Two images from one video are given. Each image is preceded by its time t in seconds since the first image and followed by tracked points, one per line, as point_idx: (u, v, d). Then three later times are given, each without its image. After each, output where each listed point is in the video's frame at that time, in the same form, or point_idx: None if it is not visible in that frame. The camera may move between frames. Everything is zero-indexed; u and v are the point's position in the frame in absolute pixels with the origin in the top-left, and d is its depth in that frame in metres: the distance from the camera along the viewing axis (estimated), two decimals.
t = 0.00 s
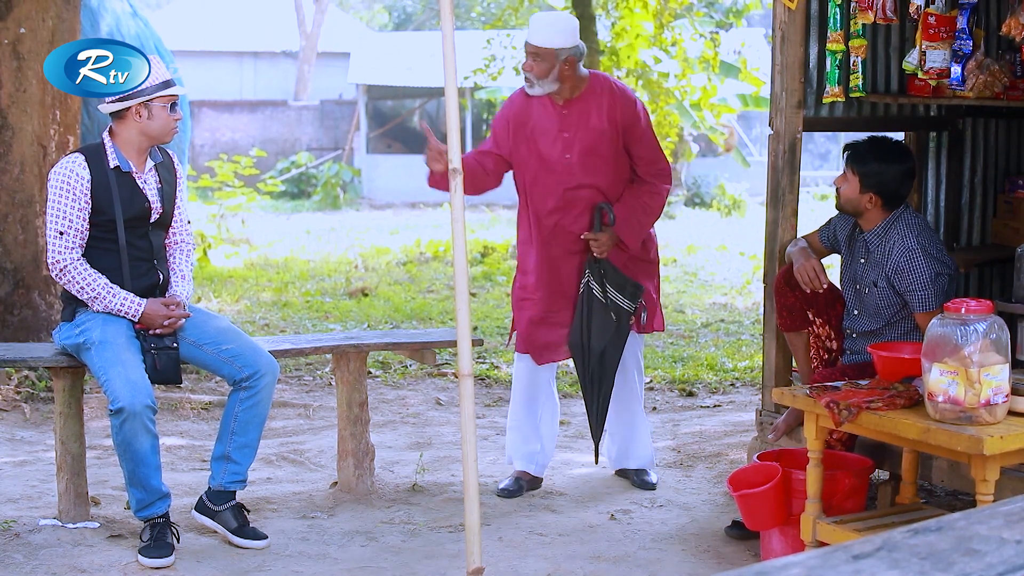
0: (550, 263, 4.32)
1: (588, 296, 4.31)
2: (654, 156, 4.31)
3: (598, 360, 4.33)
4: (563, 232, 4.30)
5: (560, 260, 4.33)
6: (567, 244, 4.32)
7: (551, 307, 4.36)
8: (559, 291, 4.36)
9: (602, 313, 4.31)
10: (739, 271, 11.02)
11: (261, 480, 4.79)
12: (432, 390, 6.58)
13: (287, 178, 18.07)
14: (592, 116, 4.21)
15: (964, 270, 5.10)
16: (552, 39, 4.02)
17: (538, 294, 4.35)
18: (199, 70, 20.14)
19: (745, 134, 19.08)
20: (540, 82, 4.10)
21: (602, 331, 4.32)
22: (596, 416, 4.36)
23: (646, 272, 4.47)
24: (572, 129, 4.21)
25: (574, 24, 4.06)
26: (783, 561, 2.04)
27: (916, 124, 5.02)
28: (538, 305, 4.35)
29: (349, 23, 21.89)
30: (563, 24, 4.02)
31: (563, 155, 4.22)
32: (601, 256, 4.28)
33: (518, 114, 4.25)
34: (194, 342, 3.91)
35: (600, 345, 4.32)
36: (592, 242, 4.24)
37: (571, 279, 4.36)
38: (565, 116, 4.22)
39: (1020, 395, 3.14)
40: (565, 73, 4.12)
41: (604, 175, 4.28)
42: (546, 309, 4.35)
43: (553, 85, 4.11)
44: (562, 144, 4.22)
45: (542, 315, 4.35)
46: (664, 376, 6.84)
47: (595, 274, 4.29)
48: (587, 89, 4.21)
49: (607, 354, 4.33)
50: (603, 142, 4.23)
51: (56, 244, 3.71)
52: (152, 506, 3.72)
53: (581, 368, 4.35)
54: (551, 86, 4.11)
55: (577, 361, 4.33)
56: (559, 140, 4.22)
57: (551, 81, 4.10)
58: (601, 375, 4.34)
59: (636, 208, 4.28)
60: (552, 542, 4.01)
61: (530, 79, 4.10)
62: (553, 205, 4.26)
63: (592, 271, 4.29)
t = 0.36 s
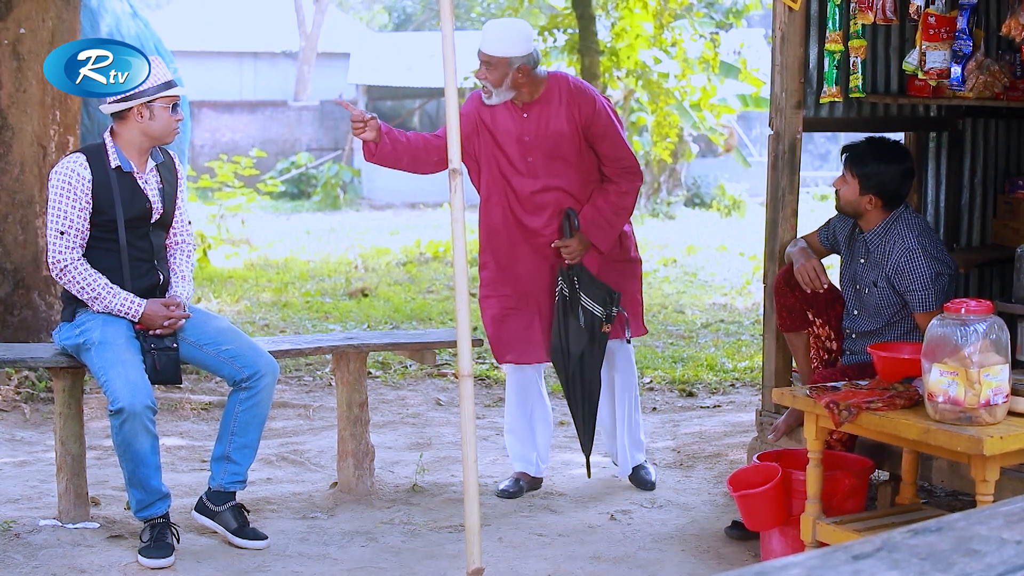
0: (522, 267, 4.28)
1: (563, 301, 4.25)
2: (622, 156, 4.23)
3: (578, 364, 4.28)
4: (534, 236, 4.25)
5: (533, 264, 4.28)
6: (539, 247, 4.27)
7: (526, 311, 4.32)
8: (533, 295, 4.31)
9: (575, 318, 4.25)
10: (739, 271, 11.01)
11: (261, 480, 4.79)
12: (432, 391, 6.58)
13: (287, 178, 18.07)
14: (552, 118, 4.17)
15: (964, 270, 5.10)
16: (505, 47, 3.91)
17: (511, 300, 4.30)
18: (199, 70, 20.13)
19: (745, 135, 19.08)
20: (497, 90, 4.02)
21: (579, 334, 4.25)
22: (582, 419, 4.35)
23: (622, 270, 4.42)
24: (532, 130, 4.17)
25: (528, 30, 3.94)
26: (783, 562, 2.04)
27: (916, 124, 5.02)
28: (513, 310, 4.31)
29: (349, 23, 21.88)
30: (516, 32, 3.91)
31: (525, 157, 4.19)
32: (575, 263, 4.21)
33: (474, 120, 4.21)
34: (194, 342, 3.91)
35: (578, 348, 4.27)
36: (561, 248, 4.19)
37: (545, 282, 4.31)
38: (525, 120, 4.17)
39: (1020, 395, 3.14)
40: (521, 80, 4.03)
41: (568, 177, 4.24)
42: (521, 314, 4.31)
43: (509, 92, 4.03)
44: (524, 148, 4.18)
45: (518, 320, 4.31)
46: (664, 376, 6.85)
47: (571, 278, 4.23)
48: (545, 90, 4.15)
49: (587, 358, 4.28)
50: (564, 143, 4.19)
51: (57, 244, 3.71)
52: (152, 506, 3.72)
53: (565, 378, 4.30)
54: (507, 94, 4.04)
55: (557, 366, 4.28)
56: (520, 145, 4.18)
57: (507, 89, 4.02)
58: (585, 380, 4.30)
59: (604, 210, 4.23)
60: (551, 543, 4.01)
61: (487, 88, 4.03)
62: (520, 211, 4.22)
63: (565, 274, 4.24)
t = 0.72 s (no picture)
0: (518, 272, 4.26)
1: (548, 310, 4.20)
2: (614, 164, 4.12)
3: (565, 374, 4.23)
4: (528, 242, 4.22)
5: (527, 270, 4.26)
6: (534, 253, 4.24)
7: (521, 316, 4.29)
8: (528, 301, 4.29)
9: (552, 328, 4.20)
10: (739, 271, 11.00)
11: (261, 481, 4.79)
12: (432, 391, 6.58)
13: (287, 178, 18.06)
14: (542, 125, 4.10)
15: (964, 270, 5.10)
16: (491, 58, 3.87)
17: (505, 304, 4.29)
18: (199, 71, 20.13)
19: (745, 135, 19.09)
20: (483, 101, 3.95)
21: (560, 343, 4.20)
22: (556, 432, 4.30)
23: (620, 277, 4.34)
24: (521, 138, 4.12)
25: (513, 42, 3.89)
26: (783, 562, 2.03)
27: (916, 124, 5.03)
28: (507, 314, 4.29)
29: (349, 23, 21.88)
30: (499, 44, 3.86)
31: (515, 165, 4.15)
32: (566, 274, 4.16)
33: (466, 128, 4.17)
34: (193, 342, 3.91)
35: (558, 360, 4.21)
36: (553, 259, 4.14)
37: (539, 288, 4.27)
38: (514, 127, 4.12)
39: (1020, 395, 3.14)
40: (508, 90, 3.97)
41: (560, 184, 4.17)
42: (515, 318, 4.29)
43: (497, 103, 3.97)
44: (515, 156, 4.14)
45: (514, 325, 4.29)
46: (664, 376, 6.85)
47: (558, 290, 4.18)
48: (534, 97, 4.09)
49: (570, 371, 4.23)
50: (554, 151, 4.12)
51: (58, 244, 3.71)
52: (152, 506, 3.72)
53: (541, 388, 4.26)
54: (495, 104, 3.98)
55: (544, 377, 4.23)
56: (510, 152, 4.14)
57: (494, 100, 3.96)
58: (559, 394, 4.25)
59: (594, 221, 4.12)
60: (551, 543, 4.01)
61: (473, 99, 3.96)
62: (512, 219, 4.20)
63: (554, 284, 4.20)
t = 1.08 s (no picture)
0: (527, 274, 4.27)
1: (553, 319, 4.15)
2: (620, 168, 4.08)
3: (575, 384, 4.17)
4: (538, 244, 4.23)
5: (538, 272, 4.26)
6: (545, 255, 4.25)
7: (531, 317, 4.29)
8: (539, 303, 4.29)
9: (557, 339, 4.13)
10: (739, 271, 10.99)
11: (261, 481, 4.78)
12: (432, 391, 6.57)
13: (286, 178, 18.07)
14: (550, 127, 4.10)
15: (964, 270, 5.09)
16: (499, 59, 3.89)
17: (514, 304, 4.30)
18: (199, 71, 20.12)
19: (745, 135, 19.09)
20: (493, 102, 3.98)
21: (564, 354, 4.13)
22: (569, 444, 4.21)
23: (634, 281, 4.33)
24: (530, 139, 4.13)
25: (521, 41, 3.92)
26: (783, 562, 2.03)
27: (916, 124, 5.02)
28: (517, 316, 4.30)
29: (349, 23, 21.87)
30: (506, 45, 3.88)
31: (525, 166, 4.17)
32: (572, 284, 4.12)
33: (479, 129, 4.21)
34: (193, 342, 3.91)
35: (565, 371, 4.15)
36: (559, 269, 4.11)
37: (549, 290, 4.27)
38: (525, 127, 4.14)
39: (1020, 395, 3.14)
40: (517, 91, 3.99)
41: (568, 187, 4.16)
42: (524, 319, 4.30)
43: (506, 104, 3.99)
44: (525, 156, 4.15)
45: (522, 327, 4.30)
46: (664, 376, 6.85)
47: (565, 300, 4.12)
48: (543, 97, 4.09)
49: (581, 381, 4.17)
50: (561, 153, 4.12)
51: (58, 244, 3.71)
52: (152, 506, 3.72)
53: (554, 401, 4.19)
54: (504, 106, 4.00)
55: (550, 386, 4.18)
56: (520, 152, 4.16)
57: (502, 101, 3.98)
58: (569, 405, 4.18)
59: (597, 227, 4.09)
60: (551, 543, 4.01)
61: (482, 101, 4.00)
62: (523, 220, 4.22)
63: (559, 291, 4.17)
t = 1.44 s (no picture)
0: (538, 275, 4.27)
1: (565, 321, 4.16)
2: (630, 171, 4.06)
3: (589, 387, 4.16)
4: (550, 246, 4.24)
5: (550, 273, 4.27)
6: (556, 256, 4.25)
7: (544, 318, 4.30)
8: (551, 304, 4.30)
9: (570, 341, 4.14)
10: (739, 271, 11.00)
11: (261, 481, 4.78)
12: (432, 391, 6.57)
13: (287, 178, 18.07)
14: (561, 129, 4.08)
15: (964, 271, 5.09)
16: (502, 70, 3.86)
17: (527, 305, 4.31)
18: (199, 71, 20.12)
19: (745, 135, 19.09)
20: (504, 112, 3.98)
21: (579, 356, 4.14)
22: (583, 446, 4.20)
23: (648, 282, 4.32)
24: (541, 142, 4.12)
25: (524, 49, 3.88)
26: (783, 562, 2.03)
27: (916, 124, 5.02)
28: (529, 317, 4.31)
29: (349, 23, 21.86)
30: (511, 53, 3.85)
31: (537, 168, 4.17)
32: (583, 286, 4.14)
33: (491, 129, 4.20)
34: (193, 342, 3.91)
35: (578, 375, 4.16)
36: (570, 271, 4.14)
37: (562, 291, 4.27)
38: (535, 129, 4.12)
39: (1019, 395, 3.14)
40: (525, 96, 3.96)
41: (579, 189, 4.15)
42: (536, 320, 4.31)
43: (517, 113, 3.99)
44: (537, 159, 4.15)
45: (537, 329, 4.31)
46: (664, 377, 6.85)
47: (575, 301, 4.14)
48: (554, 100, 4.07)
49: (594, 383, 4.17)
50: (572, 156, 4.11)
51: (58, 244, 3.71)
52: (152, 506, 3.72)
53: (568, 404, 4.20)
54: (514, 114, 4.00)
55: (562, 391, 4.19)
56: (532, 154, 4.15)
57: (513, 111, 3.98)
58: (582, 408, 4.18)
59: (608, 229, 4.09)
60: (551, 543, 4.01)
61: (493, 113, 4.00)
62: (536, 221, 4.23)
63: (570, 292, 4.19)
